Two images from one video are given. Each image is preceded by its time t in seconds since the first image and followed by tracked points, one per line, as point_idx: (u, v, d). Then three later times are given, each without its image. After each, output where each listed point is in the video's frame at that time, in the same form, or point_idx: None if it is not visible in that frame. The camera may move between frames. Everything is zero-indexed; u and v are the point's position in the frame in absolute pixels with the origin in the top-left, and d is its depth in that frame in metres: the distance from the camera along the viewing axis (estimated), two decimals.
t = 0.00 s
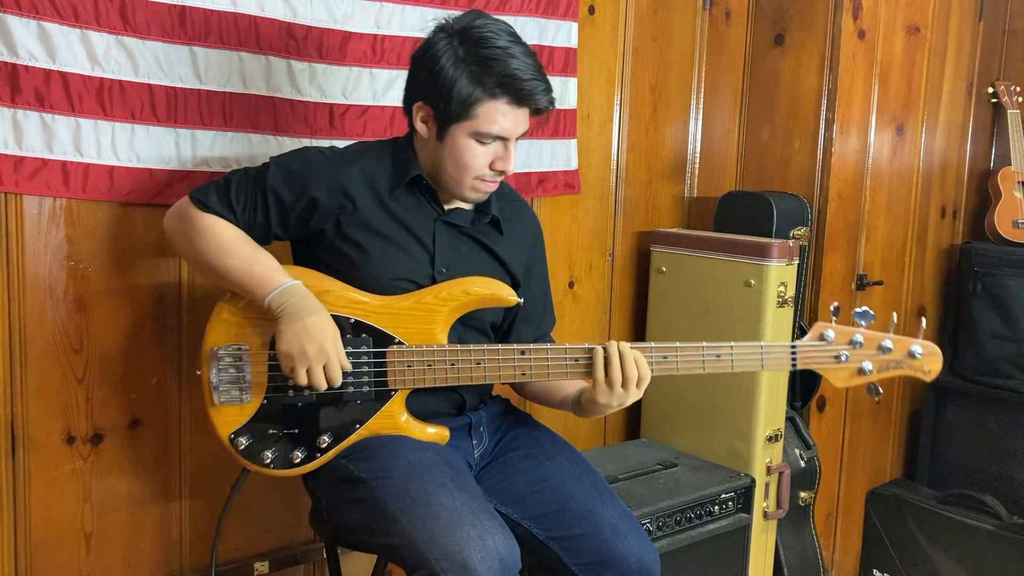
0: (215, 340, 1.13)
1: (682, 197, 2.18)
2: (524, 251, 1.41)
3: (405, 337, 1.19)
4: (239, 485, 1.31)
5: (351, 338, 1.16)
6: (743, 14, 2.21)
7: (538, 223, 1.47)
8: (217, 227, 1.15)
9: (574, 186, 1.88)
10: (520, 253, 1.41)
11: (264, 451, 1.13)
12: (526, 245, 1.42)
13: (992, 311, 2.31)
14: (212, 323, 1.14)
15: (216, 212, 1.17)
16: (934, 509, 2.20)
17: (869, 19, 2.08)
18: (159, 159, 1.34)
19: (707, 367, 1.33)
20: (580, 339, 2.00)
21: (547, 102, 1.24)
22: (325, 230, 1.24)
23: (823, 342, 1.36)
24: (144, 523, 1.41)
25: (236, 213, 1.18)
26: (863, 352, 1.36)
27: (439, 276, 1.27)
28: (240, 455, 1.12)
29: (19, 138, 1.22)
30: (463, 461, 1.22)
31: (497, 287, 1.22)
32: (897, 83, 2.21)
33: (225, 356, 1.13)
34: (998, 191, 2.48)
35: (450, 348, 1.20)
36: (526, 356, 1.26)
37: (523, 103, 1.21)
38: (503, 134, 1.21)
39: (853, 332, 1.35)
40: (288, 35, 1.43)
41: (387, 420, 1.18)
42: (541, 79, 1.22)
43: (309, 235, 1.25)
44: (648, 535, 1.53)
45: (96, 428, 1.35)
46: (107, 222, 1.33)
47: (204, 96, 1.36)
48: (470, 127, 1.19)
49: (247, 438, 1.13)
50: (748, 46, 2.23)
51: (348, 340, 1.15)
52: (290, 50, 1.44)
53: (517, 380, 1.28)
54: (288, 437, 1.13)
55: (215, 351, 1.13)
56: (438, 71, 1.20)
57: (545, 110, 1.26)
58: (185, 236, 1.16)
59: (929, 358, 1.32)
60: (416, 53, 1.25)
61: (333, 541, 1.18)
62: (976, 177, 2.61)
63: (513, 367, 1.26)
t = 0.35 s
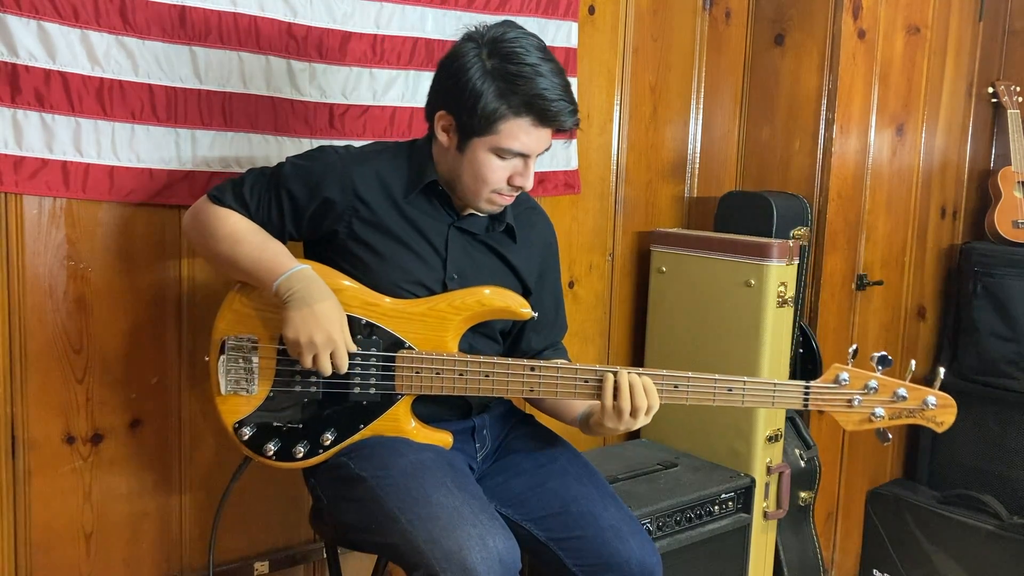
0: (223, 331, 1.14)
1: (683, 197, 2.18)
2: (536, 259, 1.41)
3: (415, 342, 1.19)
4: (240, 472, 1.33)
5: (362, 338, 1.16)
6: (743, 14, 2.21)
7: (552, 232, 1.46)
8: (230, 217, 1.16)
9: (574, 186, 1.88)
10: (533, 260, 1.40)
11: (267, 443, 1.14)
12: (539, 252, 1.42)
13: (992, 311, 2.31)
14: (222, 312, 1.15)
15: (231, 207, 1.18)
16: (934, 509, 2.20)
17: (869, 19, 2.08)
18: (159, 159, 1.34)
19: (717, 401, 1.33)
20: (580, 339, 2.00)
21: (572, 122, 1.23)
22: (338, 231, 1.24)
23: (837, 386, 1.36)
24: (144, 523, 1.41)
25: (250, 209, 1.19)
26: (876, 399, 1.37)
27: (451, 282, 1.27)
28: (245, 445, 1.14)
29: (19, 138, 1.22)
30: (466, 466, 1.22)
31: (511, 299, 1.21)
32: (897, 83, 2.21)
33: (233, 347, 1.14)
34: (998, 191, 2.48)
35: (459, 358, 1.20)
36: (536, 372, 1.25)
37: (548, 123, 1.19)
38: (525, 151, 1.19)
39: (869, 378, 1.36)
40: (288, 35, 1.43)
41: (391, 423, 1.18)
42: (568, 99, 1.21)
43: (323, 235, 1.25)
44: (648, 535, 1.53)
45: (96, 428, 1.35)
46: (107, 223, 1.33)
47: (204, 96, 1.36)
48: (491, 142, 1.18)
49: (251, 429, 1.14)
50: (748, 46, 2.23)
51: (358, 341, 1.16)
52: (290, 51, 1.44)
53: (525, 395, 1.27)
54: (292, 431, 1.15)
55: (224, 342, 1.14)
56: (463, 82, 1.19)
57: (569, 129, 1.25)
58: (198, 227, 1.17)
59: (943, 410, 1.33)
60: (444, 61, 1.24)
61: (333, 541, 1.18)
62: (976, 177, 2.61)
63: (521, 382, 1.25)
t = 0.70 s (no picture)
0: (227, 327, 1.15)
1: (683, 197, 2.18)
2: (542, 262, 1.41)
3: (421, 345, 1.19)
4: (241, 468, 1.34)
5: (366, 340, 1.17)
6: (743, 14, 2.21)
7: (558, 236, 1.46)
8: (236, 215, 1.15)
9: (574, 186, 1.88)
10: (539, 264, 1.40)
11: (269, 441, 1.14)
12: (545, 255, 1.42)
13: (992, 311, 2.31)
14: (226, 308, 1.15)
15: (238, 204, 1.17)
16: (934, 509, 2.20)
17: (869, 19, 2.08)
18: (159, 159, 1.34)
19: (722, 413, 1.34)
20: (580, 339, 2.00)
21: (586, 136, 1.23)
22: (346, 231, 1.24)
23: (842, 401, 1.36)
24: (144, 523, 1.41)
25: (257, 207, 1.19)
26: (879, 416, 1.38)
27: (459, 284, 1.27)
28: (247, 441, 1.15)
29: (19, 138, 1.22)
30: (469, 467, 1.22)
31: (519, 305, 1.21)
32: (897, 83, 2.21)
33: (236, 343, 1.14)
34: (998, 191, 2.48)
35: (465, 362, 1.20)
36: (541, 379, 1.26)
37: (562, 136, 1.19)
38: (537, 162, 1.19)
39: (873, 395, 1.37)
40: (288, 35, 1.43)
41: (394, 424, 1.18)
42: (584, 113, 1.20)
43: (330, 235, 1.25)
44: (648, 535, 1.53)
45: (96, 428, 1.35)
46: (107, 223, 1.33)
47: (204, 96, 1.36)
48: (504, 152, 1.17)
49: (253, 426, 1.15)
50: (748, 46, 2.23)
51: (364, 342, 1.17)
52: (290, 51, 1.44)
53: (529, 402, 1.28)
54: (295, 429, 1.15)
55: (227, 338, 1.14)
56: (481, 90, 1.18)
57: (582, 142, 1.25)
58: (204, 223, 1.17)
59: (946, 428, 1.35)
60: (460, 67, 1.23)
61: (333, 540, 1.18)
62: (976, 177, 2.61)
63: (526, 389, 1.26)
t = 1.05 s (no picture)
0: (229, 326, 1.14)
1: (683, 197, 2.18)
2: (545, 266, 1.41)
3: (424, 345, 1.20)
4: (240, 468, 1.33)
5: (369, 340, 1.17)
6: (743, 14, 2.20)
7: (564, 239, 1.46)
8: (241, 212, 1.16)
9: (574, 186, 1.88)
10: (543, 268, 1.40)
11: (270, 440, 1.14)
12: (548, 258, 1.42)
13: (991, 311, 2.31)
14: (229, 306, 1.16)
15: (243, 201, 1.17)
16: (934, 509, 2.20)
17: (869, 19, 2.08)
18: (159, 159, 1.34)
19: (723, 416, 1.36)
20: (580, 339, 2.00)
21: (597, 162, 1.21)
22: (350, 232, 1.24)
23: (843, 405, 1.37)
24: (145, 523, 1.41)
25: (262, 204, 1.19)
26: (880, 420, 1.39)
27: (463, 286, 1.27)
28: (248, 441, 1.14)
29: (19, 138, 1.22)
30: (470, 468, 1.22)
31: (522, 305, 1.22)
32: (897, 84, 2.21)
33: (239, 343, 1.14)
34: (998, 191, 2.48)
35: (468, 362, 1.21)
36: (544, 381, 1.26)
37: (574, 164, 1.18)
38: (547, 186, 1.18)
39: (875, 399, 1.38)
40: (288, 35, 1.43)
41: (396, 423, 1.18)
42: (598, 142, 1.19)
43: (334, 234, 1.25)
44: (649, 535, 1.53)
45: (96, 428, 1.35)
46: (107, 223, 1.33)
47: (204, 96, 1.36)
48: (515, 176, 1.17)
49: (255, 425, 1.14)
50: (748, 46, 2.22)
51: (366, 342, 1.17)
52: (290, 51, 1.44)
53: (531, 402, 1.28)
54: (297, 428, 1.15)
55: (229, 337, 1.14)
56: (497, 111, 1.15)
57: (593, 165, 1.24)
58: (208, 220, 1.17)
59: (945, 432, 1.37)
60: (478, 81, 1.19)
61: (334, 540, 1.18)
62: (977, 177, 2.61)
63: (529, 390, 1.26)
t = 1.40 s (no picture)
0: (224, 334, 1.14)
1: (683, 197, 2.18)
2: (537, 254, 1.41)
3: (417, 342, 1.19)
4: (240, 479, 1.30)
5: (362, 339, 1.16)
6: (743, 14, 2.20)
7: (553, 223, 1.46)
8: (227, 227, 1.14)
9: (574, 186, 1.88)
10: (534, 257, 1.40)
11: (269, 446, 1.14)
12: (539, 247, 1.42)
13: (991, 311, 2.31)
14: (223, 318, 1.15)
15: (227, 207, 1.15)
16: (935, 509, 2.20)
17: (869, 19, 2.08)
18: (159, 159, 1.34)
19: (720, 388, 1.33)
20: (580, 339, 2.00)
21: (572, 144, 1.20)
22: (340, 229, 1.23)
23: (835, 373, 1.34)
24: (145, 522, 1.41)
25: (248, 207, 1.17)
26: (873, 385, 1.35)
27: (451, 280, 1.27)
28: (247, 449, 1.14)
29: (19, 138, 1.22)
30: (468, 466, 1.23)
31: (511, 295, 1.22)
32: (897, 84, 2.21)
33: (234, 350, 1.14)
34: (998, 191, 2.48)
35: (462, 355, 1.20)
36: (538, 367, 1.26)
37: (546, 144, 1.17)
38: (521, 169, 1.18)
39: (866, 364, 1.34)
40: (288, 35, 1.43)
41: (394, 422, 1.18)
42: (570, 122, 1.18)
43: (325, 232, 1.25)
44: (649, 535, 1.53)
45: (96, 428, 1.35)
46: (108, 223, 1.33)
47: (204, 96, 1.36)
48: (487, 158, 1.16)
49: (254, 433, 1.14)
50: (748, 46, 2.22)
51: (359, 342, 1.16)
52: (290, 51, 1.44)
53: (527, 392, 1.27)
54: (295, 433, 1.15)
55: (223, 345, 1.13)
56: (466, 95, 1.16)
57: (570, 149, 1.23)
58: (194, 233, 1.15)
59: (940, 394, 1.32)
60: (450, 69, 1.21)
61: (334, 541, 1.18)
62: (976, 177, 2.61)
63: (523, 379, 1.25)
